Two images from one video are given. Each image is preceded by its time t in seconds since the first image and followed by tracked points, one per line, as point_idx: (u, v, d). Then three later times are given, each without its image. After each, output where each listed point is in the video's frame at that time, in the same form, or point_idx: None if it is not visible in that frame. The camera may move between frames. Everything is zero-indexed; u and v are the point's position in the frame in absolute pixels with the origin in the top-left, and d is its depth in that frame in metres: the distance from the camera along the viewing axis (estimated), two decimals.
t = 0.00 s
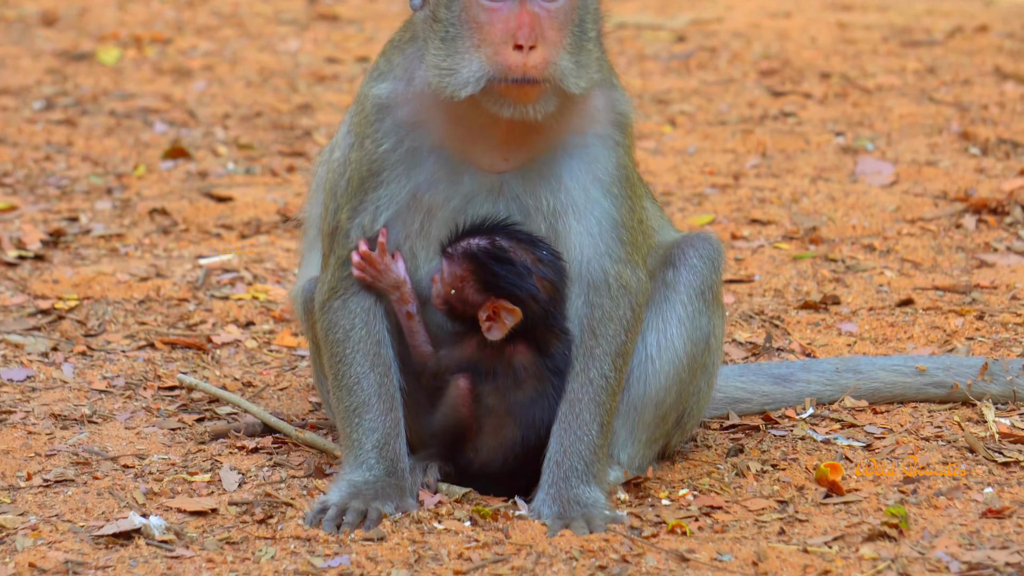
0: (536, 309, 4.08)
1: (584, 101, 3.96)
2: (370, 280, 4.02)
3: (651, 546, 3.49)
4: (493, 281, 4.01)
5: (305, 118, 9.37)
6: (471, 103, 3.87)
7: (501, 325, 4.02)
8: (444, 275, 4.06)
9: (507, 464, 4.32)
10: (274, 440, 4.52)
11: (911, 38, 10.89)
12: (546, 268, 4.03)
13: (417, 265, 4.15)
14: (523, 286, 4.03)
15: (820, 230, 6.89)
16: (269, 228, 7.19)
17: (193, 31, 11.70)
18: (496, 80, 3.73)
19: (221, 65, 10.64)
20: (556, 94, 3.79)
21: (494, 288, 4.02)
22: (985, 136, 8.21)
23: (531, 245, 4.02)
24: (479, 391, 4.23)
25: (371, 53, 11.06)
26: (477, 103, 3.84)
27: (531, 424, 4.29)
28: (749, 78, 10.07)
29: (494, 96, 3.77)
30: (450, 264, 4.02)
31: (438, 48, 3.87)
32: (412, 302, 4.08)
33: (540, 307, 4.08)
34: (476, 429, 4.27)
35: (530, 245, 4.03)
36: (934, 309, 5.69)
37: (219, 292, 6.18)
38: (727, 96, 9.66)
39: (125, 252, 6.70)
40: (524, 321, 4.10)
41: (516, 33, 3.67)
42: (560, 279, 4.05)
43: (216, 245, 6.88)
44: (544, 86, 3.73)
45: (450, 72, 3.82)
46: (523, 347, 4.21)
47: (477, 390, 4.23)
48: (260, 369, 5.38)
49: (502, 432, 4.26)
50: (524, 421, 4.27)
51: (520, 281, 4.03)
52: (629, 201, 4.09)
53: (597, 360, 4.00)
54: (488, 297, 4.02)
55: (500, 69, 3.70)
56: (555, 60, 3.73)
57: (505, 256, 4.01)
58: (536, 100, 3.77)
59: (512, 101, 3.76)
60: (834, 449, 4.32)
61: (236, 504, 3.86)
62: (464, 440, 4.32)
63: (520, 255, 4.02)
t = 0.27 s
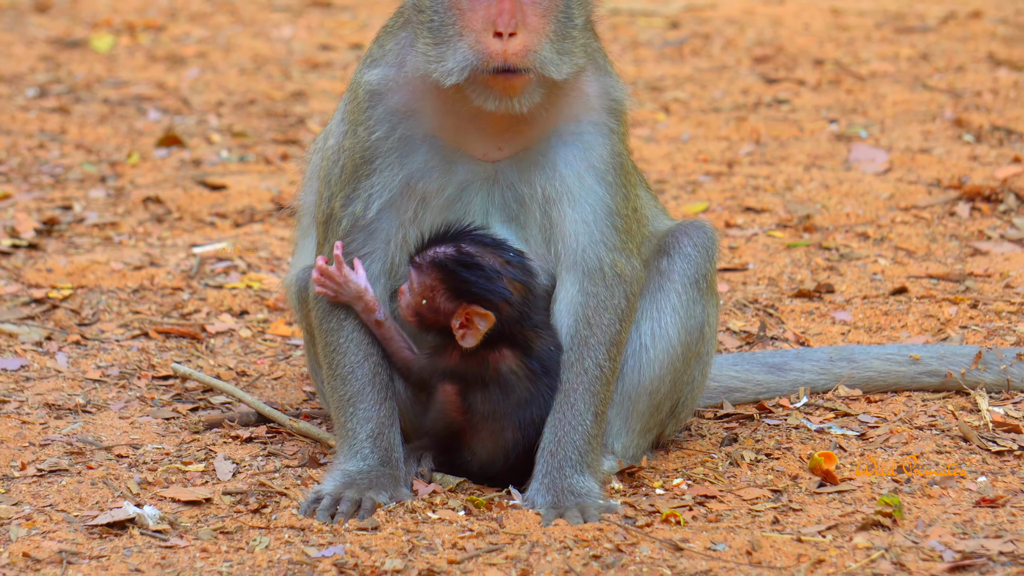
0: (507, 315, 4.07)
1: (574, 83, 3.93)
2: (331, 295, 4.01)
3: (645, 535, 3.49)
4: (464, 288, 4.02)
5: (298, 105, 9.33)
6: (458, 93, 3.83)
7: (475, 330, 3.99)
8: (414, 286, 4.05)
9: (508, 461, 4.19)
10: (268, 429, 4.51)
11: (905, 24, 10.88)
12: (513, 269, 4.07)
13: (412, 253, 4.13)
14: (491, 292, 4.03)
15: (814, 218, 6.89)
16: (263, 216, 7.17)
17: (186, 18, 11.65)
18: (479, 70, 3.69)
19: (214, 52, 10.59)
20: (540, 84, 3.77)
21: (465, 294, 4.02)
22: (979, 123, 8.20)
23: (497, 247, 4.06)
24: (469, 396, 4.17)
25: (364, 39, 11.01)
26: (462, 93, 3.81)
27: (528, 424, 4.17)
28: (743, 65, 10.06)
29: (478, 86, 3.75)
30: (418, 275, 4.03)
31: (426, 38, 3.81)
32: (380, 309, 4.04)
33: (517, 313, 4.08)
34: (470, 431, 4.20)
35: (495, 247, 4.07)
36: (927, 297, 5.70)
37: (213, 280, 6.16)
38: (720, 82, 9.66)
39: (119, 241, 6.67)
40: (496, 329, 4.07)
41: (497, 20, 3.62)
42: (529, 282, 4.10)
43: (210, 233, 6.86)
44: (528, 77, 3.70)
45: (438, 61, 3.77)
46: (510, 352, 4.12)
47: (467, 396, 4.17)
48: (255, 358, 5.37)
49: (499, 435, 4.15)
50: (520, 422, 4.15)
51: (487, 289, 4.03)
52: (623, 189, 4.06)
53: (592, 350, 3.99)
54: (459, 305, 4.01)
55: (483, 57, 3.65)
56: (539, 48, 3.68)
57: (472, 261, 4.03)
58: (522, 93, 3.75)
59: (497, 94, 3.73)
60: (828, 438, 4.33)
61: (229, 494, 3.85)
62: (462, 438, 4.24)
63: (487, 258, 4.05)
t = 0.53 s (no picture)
0: (503, 295, 4.01)
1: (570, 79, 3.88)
2: (331, 300, 4.01)
3: (640, 533, 3.50)
4: (457, 272, 3.94)
5: (293, 103, 9.32)
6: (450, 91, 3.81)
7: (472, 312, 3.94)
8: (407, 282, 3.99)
9: (505, 464, 4.15)
10: (263, 427, 4.51)
11: (899, 22, 10.89)
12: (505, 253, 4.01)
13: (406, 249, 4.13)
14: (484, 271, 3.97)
15: (809, 216, 6.90)
16: (258, 214, 7.16)
17: (181, 15, 11.64)
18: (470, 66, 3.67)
19: (209, 49, 10.57)
20: (531, 85, 3.75)
21: (458, 279, 3.94)
22: (973, 121, 8.21)
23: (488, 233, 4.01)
24: (467, 396, 4.11)
25: (359, 37, 11.00)
26: (453, 90, 3.79)
27: (524, 423, 4.14)
28: (738, 62, 10.07)
29: (468, 83, 3.72)
30: (411, 268, 3.96)
31: (420, 37, 3.81)
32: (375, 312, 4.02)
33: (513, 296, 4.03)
34: (467, 432, 4.13)
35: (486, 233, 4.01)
36: (922, 294, 5.71)
37: (208, 278, 6.16)
38: (715, 80, 9.66)
39: (114, 238, 6.67)
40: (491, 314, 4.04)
41: (489, 21, 3.61)
42: (520, 263, 4.04)
43: (205, 231, 6.85)
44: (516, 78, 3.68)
45: (429, 58, 3.76)
46: (507, 346, 4.08)
47: (465, 396, 4.11)
48: (250, 356, 5.36)
49: (498, 435, 4.10)
50: (518, 420, 4.12)
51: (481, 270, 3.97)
52: (617, 186, 4.08)
53: (586, 347, 4.00)
54: (453, 290, 3.94)
55: (474, 55, 3.64)
56: (531, 47, 3.66)
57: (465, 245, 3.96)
58: (509, 94, 3.73)
59: (482, 93, 3.71)
60: (823, 436, 4.34)
61: (224, 491, 3.85)
62: (457, 441, 4.18)
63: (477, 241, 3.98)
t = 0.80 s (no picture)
0: (504, 280, 4.03)
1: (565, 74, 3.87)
2: (320, 307, 4.05)
3: (638, 532, 3.50)
4: (459, 254, 4.00)
5: (291, 102, 9.31)
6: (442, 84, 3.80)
7: (474, 289, 3.97)
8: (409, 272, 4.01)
9: (505, 464, 4.11)
10: (261, 426, 4.51)
11: (896, 21, 10.89)
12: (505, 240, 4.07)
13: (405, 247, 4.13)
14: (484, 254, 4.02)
15: (806, 215, 6.90)
16: (256, 213, 7.15)
17: (178, 14, 11.63)
18: (455, 60, 3.67)
19: (207, 48, 10.56)
20: (519, 79, 3.73)
21: (460, 261, 3.99)
22: (970, 120, 8.22)
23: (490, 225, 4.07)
24: (465, 391, 4.04)
25: (356, 36, 11.00)
26: (444, 82, 3.78)
27: (524, 419, 4.09)
28: (735, 61, 10.08)
29: (456, 75, 3.71)
30: (413, 257, 4.02)
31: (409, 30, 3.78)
32: (360, 319, 4.02)
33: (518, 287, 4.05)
34: (466, 427, 4.07)
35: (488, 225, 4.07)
36: (919, 293, 5.71)
37: (205, 277, 6.16)
38: (712, 79, 9.66)
39: (112, 237, 6.67)
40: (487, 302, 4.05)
41: (477, 11, 3.59)
42: (518, 249, 4.09)
43: (203, 230, 6.84)
44: (504, 70, 3.66)
45: (418, 49, 3.74)
46: (506, 338, 4.04)
47: (463, 391, 4.04)
48: (247, 354, 5.36)
49: (496, 432, 4.05)
50: (517, 416, 4.07)
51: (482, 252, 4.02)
52: (617, 186, 4.08)
53: (585, 346, 4.00)
54: (453, 272, 3.98)
55: (460, 47, 3.61)
56: (518, 40, 3.65)
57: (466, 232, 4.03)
58: (497, 87, 3.70)
59: (470, 84, 3.70)
60: (820, 435, 4.34)
61: (222, 490, 3.86)
62: (456, 441, 4.13)
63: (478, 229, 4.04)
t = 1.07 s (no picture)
0: (522, 282, 3.96)
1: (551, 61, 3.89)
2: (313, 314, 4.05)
3: (637, 531, 3.51)
4: (479, 253, 3.95)
5: (290, 101, 9.31)
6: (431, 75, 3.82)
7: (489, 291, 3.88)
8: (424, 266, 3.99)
9: (505, 465, 4.10)
10: (260, 424, 4.51)
11: (894, 20, 10.89)
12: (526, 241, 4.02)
13: (405, 244, 4.12)
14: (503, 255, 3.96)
15: (805, 214, 6.91)
16: (255, 212, 7.15)
17: (177, 13, 11.63)
18: (433, 47, 3.68)
19: (206, 47, 10.56)
20: (501, 67, 3.73)
21: (480, 260, 3.94)
22: (968, 119, 8.22)
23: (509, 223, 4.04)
24: (467, 391, 4.01)
25: (355, 34, 11.00)
26: (428, 71, 3.79)
27: (525, 420, 4.08)
28: (733, 60, 10.08)
29: (436, 64, 3.73)
30: (432, 251, 3.97)
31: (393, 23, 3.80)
32: (347, 319, 4.00)
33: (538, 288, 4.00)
34: (467, 428, 4.05)
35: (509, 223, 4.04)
36: (918, 292, 5.72)
37: (204, 276, 6.16)
38: (711, 78, 9.66)
39: (111, 236, 6.67)
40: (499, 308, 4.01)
41: None
42: (540, 251, 4.03)
43: (201, 228, 6.85)
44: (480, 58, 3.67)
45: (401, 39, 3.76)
46: (514, 338, 4.02)
47: (465, 392, 4.02)
48: (246, 353, 5.36)
49: (497, 431, 4.03)
50: (519, 416, 4.05)
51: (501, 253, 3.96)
52: (616, 185, 4.08)
53: (585, 346, 4.00)
54: (472, 270, 3.93)
55: (433, 28, 3.63)
56: (495, 22, 3.65)
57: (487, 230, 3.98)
58: (473, 79, 3.71)
59: (448, 76, 3.72)
60: (819, 434, 4.35)
61: (221, 489, 3.86)
62: (456, 442, 4.12)
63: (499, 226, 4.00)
